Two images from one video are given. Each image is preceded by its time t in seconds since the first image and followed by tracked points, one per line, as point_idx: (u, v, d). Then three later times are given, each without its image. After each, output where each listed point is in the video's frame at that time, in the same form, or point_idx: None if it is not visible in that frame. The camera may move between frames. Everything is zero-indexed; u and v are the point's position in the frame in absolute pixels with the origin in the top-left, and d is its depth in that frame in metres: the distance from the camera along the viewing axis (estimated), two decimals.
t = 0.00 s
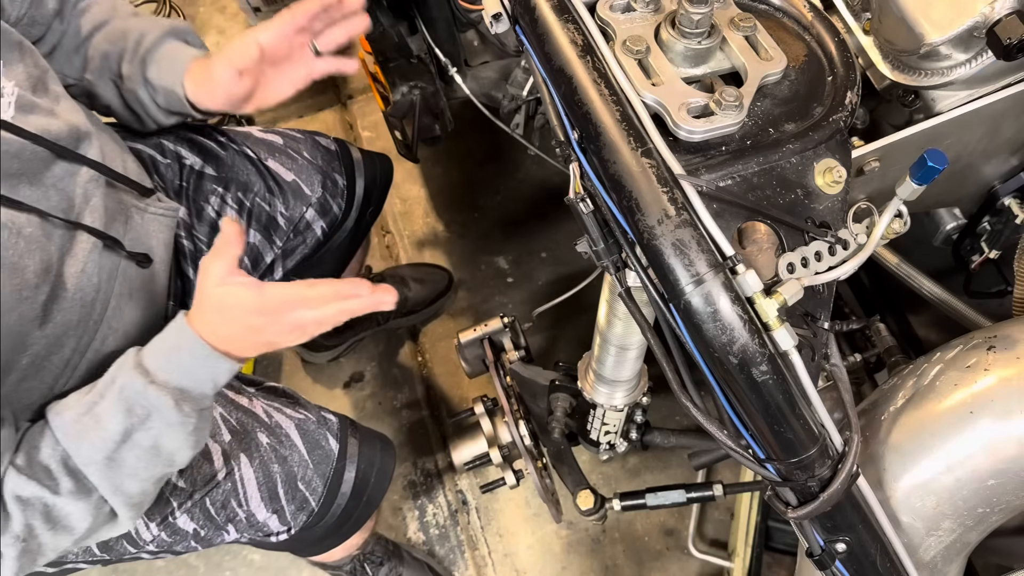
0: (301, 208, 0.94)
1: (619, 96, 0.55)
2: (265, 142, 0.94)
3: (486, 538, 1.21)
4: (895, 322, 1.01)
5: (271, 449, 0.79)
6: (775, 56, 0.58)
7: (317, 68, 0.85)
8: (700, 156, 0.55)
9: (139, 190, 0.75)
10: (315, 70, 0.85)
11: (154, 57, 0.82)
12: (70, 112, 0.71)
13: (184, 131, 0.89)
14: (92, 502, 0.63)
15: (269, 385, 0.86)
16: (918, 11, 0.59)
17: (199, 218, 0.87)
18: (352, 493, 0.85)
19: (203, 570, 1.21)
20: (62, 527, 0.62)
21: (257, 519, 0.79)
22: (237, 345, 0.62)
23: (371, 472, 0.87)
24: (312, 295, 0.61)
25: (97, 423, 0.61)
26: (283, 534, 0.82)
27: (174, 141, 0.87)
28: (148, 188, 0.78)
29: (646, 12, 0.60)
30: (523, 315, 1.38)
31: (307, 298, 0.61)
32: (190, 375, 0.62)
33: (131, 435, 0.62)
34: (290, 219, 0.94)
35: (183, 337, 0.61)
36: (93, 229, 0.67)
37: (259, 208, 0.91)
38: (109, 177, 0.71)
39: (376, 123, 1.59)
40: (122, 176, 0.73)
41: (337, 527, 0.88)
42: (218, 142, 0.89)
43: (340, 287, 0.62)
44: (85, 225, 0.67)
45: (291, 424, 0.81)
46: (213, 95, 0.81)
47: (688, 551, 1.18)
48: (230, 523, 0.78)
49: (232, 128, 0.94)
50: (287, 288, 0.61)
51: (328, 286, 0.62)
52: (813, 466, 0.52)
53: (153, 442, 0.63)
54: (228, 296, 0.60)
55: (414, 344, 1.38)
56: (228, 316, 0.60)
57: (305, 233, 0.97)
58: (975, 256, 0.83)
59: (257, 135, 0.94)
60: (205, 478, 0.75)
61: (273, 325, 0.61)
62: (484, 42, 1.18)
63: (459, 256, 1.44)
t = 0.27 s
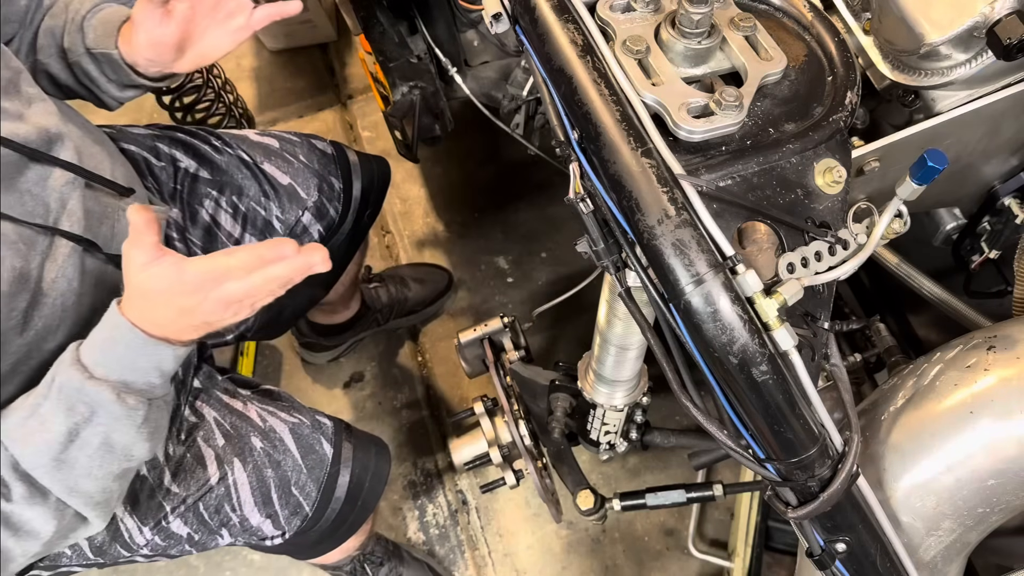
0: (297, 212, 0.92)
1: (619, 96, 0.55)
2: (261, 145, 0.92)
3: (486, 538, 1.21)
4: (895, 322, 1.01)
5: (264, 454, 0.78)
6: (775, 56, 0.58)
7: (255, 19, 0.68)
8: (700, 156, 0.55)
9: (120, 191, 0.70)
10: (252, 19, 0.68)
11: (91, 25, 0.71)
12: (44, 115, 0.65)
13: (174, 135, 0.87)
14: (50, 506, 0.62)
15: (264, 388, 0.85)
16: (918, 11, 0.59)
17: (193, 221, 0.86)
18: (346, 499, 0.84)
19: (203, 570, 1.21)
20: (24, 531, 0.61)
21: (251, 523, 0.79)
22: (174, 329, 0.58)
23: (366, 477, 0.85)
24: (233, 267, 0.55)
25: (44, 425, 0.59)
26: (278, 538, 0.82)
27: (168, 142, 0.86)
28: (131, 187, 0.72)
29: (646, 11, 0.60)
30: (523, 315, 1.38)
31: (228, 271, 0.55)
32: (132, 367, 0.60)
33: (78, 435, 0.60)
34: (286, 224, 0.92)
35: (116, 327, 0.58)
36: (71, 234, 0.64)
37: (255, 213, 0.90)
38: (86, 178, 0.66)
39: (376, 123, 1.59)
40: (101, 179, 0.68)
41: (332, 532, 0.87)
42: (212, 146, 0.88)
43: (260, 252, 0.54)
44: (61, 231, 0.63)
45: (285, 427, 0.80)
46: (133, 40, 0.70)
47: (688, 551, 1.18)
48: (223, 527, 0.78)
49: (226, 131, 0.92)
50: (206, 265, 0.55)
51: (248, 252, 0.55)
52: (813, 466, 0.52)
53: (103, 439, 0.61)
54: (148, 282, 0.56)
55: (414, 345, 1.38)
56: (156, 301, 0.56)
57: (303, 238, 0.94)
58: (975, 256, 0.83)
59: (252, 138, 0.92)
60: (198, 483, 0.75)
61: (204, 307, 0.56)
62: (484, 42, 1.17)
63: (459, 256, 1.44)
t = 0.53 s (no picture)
0: (298, 216, 0.92)
1: (619, 96, 0.55)
2: (261, 149, 0.92)
3: (486, 538, 1.21)
4: (895, 322, 1.01)
5: (260, 454, 0.78)
6: (775, 56, 0.58)
7: (259, 32, 0.76)
8: (700, 156, 0.55)
9: (107, 191, 0.71)
10: (256, 31, 0.76)
11: (90, 35, 0.71)
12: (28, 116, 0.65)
13: (173, 138, 0.88)
14: (44, 509, 0.62)
15: (260, 388, 0.85)
16: (918, 11, 0.59)
17: (191, 223, 0.86)
18: (343, 498, 0.84)
19: (203, 570, 1.21)
20: (16, 534, 0.61)
21: (247, 524, 0.79)
22: (173, 334, 0.59)
23: (363, 478, 0.85)
24: (244, 267, 0.57)
25: (37, 429, 0.59)
26: (275, 538, 0.82)
27: (166, 145, 0.86)
28: (119, 187, 0.73)
29: (646, 11, 0.60)
30: (523, 315, 1.38)
31: (238, 272, 0.57)
32: (127, 370, 0.59)
33: (72, 438, 0.60)
34: (287, 228, 0.92)
35: (112, 332, 0.58)
36: (57, 236, 0.64)
37: (254, 217, 0.89)
38: (70, 180, 0.67)
39: (376, 123, 1.59)
40: (87, 179, 0.69)
41: (329, 533, 0.87)
42: (210, 150, 0.89)
43: (271, 251, 0.58)
44: (48, 234, 0.64)
45: (281, 428, 0.80)
46: (138, 55, 0.72)
47: (688, 551, 1.18)
48: (219, 528, 0.78)
49: (225, 135, 0.93)
50: (215, 267, 0.57)
51: (259, 251, 0.58)
52: (813, 466, 0.52)
53: (97, 441, 0.61)
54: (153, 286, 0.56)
55: (414, 345, 1.38)
56: (159, 305, 0.57)
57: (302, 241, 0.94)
58: (975, 256, 0.83)
59: (252, 142, 0.93)
60: (193, 483, 0.75)
61: (209, 308, 0.58)
62: (484, 42, 1.18)
63: (459, 256, 1.44)
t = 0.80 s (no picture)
0: (296, 216, 0.92)
1: (619, 96, 0.55)
2: (260, 148, 0.92)
3: (486, 538, 1.21)
4: (895, 322, 1.01)
5: (257, 456, 0.78)
6: (775, 56, 0.58)
7: (279, 64, 0.83)
8: (700, 156, 0.55)
9: (102, 192, 0.72)
10: (276, 64, 0.83)
11: (104, 44, 0.76)
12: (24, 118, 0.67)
13: (172, 137, 0.88)
14: (49, 506, 0.62)
15: (258, 390, 0.85)
16: (918, 11, 0.59)
17: (189, 223, 0.86)
18: (339, 502, 0.84)
19: (203, 570, 1.21)
20: (20, 530, 0.62)
21: (243, 526, 0.79)
22: (193, 339, 0.62)
23: (360, 479, 0.85)
24: (280, 284, 0.61)
25: (48, 427, 0.60)
26: (272, 540, 0.82)
27: (165, 144, 0.87)
28: (116, 188, 0.74)
29: (647, 11, 0.60)
30: (523, 315, 1.38)
31: (274, 287, 0.61)
32: (142, 371, 0.62)
33: (85, 437, 0.62)
34: (285, 227, 0.91)
35: (133, 335, 0.61)
36: (49, 235, 0.65)
37: (253, 216, 0.89)
38: (64, 179, 0.68)
39: (376, 123, 1.59)
40: (82, 179, 0.70)
41: (326, 535, 0.87)
42: (208, 149, 0.89)
43: (309, 270, 0.61)
44: (40, 232, 0.64)
45: (279, 430, 0.80)
46: (162, 68, 0.76)
47: (688, 551, 1.18)
48: (216, 530, 0.78)
49: (225, 135, 0.93)
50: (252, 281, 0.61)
51: (298, 270, 0.61)
52: (813, 466, 0.52)
53: (110, 442, 0.63)
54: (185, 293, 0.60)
55: (414, 345, 1.38)
56: (188, 312, 0.60)
57: (301, 242, 0.93)
58: (975, 256, 0.83)
59: (252, 141, 0.93)
60: (190, 485, 0.75)
61: (237, 320, 0.61)
62: (484, 42, 1.18)
63: (459, 256, 1.44)
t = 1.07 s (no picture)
0: (296, 214, 0.91)
1: (619, 96, 0.55)
2: (260, 147, 0.92)
3: (486, 538, 1.21)
4: (895, 322, 1.01)
5: (257, 454, 0.78)
6: (775, 56, 0.58)
7: (270, 58, 0.83)
8: (700, 156, 0.55)
9: (102, 188, 0.71)
10: (267, 58, 0.82)
11: (98, 41, 0.77)
12: (24, 114, 0.67)
13: (172, 137, 0.88)
14: (48, 499, 0.62)
15: (259, 388, 0.85)
16: (918, 11, 0.59)
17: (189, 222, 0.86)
18: (340, 500, 0.84)
19: (203, 570, 1.21)
20: (19, 524, 0.61)
21: (243, 524, 0.79)
22: (188, 330, 0.62)
23: (360, 479, 0.85)
24: (272, 275, 0.60)
25: (45, 419, 0.60)
26: (272, 539, 0.82)
27: (164, 144, 0.87)
28: (115, 185, 0.75)
29: (646, 11, 0.60)
30: (523, 315, 1.38)
31: (267, 278, 0.61)
32: (137, 363, 0.62)
33: (82, 429, 0.62)
34: (285, 226, 0.91)
35: (127, 327, 0.61)
36: (48, 230, 0.65)
37: (253, 215, 0.89)
38: (65, 176, 0.68)
39: (376, 123, 1.59)
40: (81, 175, 0.70)
41: (326, 533, 0.87)
42: (207, 148, 0.89)
43: (301, 261, 0.60)
44: (40, 227, 0.64)
45: (279, 428, 0.80)
46: (153, 65, 0.76)
47: (688, 551, 1.18)
48: (216, 528, 0.78)
49: (225, 134, 0.93)
50: (244, 272, 0.60)
51: (290, 261, 0.60)
52: (813, 466, 0.52)
53: (107, 433, 0.63)
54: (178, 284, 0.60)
55: (414, 345, 1.38)
56: (181, 303, 0.60)
57: (301, 241, 0.93)
58: (975, 256, 0.83)
59: (252, 140, 0.93)
60: (190, 482, 0.75)
61: (230, 311, 0.61)
62: (484, 42, 1.18)
63: (459, 256, 1.44)
